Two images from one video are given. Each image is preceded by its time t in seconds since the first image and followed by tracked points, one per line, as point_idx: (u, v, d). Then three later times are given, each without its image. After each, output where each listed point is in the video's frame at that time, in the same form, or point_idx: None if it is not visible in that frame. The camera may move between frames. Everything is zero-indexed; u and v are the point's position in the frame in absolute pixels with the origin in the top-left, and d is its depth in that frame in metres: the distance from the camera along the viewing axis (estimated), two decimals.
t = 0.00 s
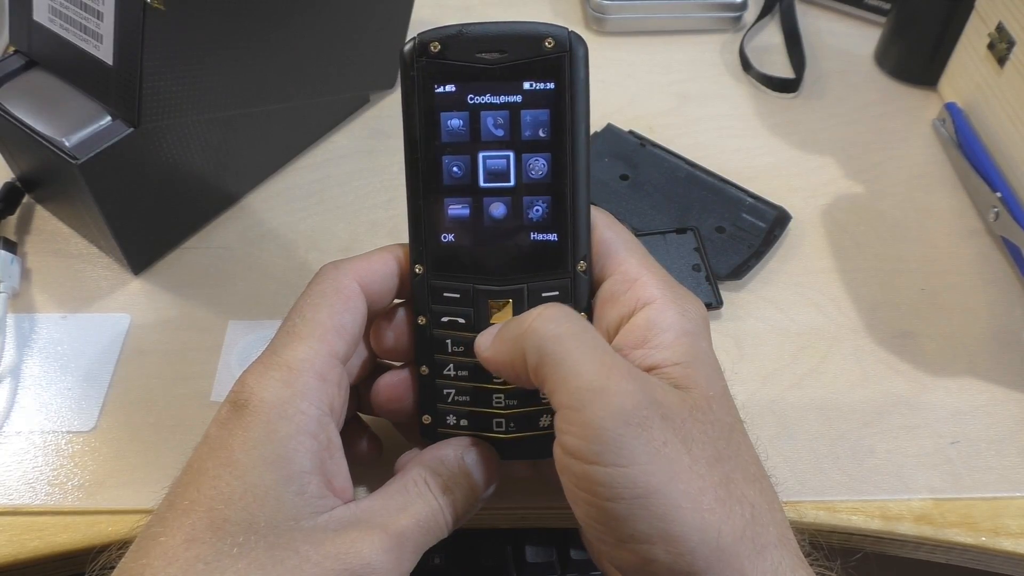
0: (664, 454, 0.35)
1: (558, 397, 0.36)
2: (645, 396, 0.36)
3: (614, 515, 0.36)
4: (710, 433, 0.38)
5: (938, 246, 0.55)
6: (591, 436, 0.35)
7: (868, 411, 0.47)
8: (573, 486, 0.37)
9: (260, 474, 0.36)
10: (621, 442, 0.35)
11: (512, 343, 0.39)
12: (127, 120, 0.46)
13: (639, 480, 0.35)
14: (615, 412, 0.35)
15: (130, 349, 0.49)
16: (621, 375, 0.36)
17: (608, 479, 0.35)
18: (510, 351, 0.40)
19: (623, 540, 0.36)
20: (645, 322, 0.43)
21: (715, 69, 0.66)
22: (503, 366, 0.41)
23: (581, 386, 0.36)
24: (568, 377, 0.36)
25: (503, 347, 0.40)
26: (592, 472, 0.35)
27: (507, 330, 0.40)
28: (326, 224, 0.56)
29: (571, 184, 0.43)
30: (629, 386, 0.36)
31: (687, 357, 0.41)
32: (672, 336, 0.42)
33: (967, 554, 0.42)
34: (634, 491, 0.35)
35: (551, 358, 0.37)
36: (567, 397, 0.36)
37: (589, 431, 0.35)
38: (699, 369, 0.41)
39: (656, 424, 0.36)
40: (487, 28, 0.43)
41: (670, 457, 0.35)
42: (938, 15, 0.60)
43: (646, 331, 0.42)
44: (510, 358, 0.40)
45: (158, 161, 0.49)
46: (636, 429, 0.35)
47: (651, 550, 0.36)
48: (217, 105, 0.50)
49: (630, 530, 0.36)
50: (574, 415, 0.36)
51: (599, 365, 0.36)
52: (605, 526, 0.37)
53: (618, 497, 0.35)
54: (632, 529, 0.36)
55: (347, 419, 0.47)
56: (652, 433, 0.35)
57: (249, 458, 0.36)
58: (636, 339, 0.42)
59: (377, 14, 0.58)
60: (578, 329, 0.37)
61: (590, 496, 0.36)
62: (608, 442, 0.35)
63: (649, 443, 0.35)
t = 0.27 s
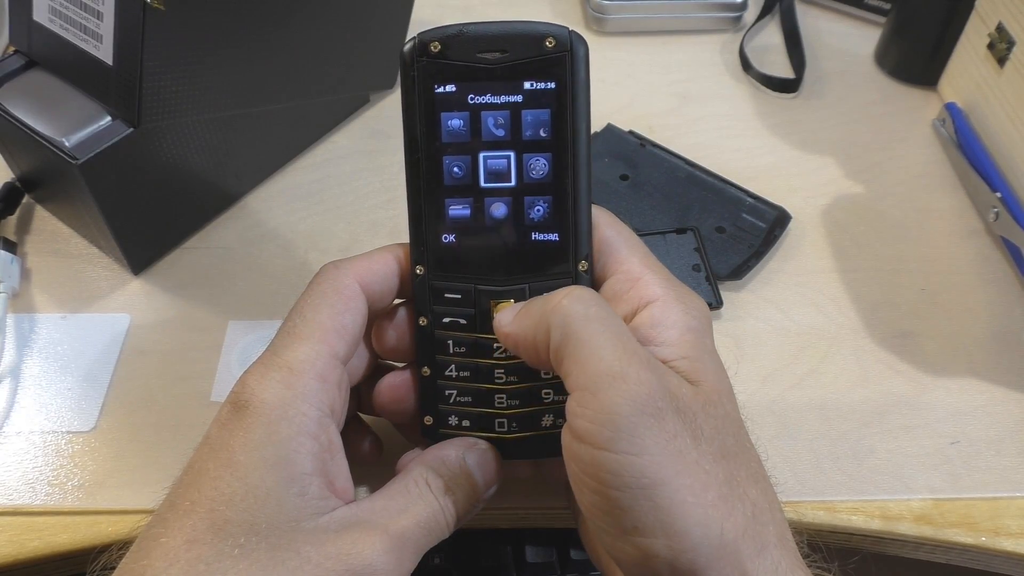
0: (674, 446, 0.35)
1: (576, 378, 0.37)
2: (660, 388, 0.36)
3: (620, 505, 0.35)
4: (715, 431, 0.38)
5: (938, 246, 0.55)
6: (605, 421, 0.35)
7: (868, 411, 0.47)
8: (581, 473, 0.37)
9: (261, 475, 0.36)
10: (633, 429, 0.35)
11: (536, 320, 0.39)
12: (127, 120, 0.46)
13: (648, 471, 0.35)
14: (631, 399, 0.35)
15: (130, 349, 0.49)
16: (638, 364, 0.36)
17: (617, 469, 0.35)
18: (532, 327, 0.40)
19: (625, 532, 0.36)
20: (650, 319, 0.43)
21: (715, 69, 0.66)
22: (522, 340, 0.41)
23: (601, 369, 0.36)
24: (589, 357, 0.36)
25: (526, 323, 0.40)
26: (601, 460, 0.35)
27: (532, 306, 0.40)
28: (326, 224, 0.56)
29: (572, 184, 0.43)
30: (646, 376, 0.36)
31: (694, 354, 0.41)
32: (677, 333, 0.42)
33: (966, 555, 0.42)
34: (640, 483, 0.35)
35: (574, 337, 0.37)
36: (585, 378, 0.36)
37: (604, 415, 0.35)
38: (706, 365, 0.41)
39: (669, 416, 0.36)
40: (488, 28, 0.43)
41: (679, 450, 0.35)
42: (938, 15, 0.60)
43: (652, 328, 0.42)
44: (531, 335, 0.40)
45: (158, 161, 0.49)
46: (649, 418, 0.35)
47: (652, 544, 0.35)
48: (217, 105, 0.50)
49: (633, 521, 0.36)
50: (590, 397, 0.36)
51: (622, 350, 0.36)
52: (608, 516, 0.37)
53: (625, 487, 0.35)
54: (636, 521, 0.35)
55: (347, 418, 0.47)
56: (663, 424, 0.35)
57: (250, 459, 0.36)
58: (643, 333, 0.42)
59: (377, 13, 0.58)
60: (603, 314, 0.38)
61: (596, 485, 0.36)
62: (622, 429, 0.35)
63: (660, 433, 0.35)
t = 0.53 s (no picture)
0: (672, 451, 0.35)
1: (570, 388, 0.36)
2: (655, 393, 0.36)
3: (621, 511, 0.36)
4: (714, 432, 0.38)
5: (938, 246, 0.55)
6: (600, 430, 0.35)
7: (868, 411, 0.47)
8: (580, 480, 0.37)
9: (261, 475, 0.36)
10: (631, 436, 0.35)
11: (525, 331, 0.39)
12: (127, 120, 0.46)
13: (646, 476, 0.35)
14: (626, 406, 0.35)
15: (130, 349, 0.49)
16: (632, 370, 0.36)
17: (615, 476, 0.35)
18: (522, 339, 0.39)
19: (628, 537, 0.36)
20: (649, 320, 0.43)
21: (715, 69, 0.66)
22: (513, 355, 0.41)
23: (594, 379, 0.35)
24: (581, 369, 0.36)
25: (516, 333, 0.40)
26: (600, 468, 0.35)
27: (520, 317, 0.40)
28: (326, 224, 0.56)
29: (571, 185, 0.43)
30: (640, 381, 0.36)
31: (693, 355, 0.41)
32: (676, 335, 0.42)
33: (967, 554, 0.42)
34: (640, 488, 0.35)
35: (565, 349, 0.37)
36: (578, 390, 0.36)
37: (599, 425, 0.35)
38: (705, 367, 0.41)
39: (665, 420, 0.36)
40: (485, 28, 0.42)
41: (677, 454, 0.35)
42: (938, 15, 0.60)
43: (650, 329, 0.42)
44: (521, 345, 0.40)
45: (158, 161, 0.49)
46: (645, 425, 0.35)
47: (655, 548, 0.35)
48: (217, 105, 0.50)
49: (635, 527, 0.36)
50: (585, 408, 0.36)
51: (613, 358, 0.36)
52: (610, 522, 0.37)
53: (624, 493, 0.35)
54: (637, 526, 0.35)
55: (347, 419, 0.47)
56: (660, 429, 0.35)
57: (250, 459, 0.36)
58: (642, 335, 0.42)
59: (376, 13, 0.58)
60: (593, 322, 0.37)
61: (596, 492, 0.36)
62: (619, 437, 0.35)
63: (657, 439, 0.35)
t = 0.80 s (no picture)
0: (664, 451, 0.35)
1: (560, 386, 0.36)
2: (644, 393, 0.36)
3: (611, 510, 0.36)
4: (713, 433, 0.38)
5: (938, 246, 0.55)
6: (591, 430, 0.35)
7: (868, 411, 0.47)
8: (572, 479, 0.37)
9: (262, 476, 0.36)
10: (620, 436, 0.35)
11: (516, 325, 0.39)
12: (127, 120, 0.46)
13: (636, 475, 0.35)
14: (614, 405, 0.35)
15: (130, 349, 0.49)
16: (624, 370, 0.36)
17: (606, 475, 0.35)
18: (513, 331, 0.39)
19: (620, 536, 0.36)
20: (648, 321, 0.43)
21: (715, 69, 0.66)
22: (504, 343, 0.41)
23: (585, 379, 0.35)
24: (572, 368, 0.36)
25: (507, 324, 0.40)
26: (590, 467, 0.35)
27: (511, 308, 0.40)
28: (327, 224, 0.56)
29: (574, 186, 0.43)
30: (631, 381, 0.36)
31: (692, 357, 0.41)
32: (674, 337, 0.42)
33: (966, 554, 0.42)
34: (631, 488, 0.35)
35: (556, 347, 0.37)
36: (568, 389, 0.36)
37: (589, 424, 0.35)
38: (704, 369, 0.41)
39: (656, 421, 0.36)
40: (487, 28, 0.42)
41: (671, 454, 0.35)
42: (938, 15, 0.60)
43: (649, 330, 0.42)
44: (513, 337, 0.40)
45: (158, 161, 0.49)
46: (637, 425, 0.35)
47: (650, 547, 0.36)
48: (217, 105, 0.50)
49: (627, 526, 0.36)
50: (574, 407, 0.36)
51: (605, 359, 0.36)
52: (602, 520, 0.37)
53: (616, 492, 0.35)
54: (628, 525, 0.36)
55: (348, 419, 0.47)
56: (651, 429, 0.35)
57: (251, 460, 0.36)
58: (641, 336, 0.42)
59: (376, 13, 0.58)
60: (585, 321, 0.37)
61: (588, 490, 0.36)
62: (610, 437, 0.35)
63: (648, 438, 0.35)
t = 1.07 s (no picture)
0: (665, 453, 0.35)
1: (559, 386, 0.36)
2: (646, 395, 0.36)
3: (611, 511, 0.36)
4: (713, 434, 0.38)
5: (938, 246, 0.55)
6: (591, 431, 0.35)
7: (868, 411, 0.47)
8: (572, 480, 0.37)
9: (263, 477, 0.36)
10: (621, 437, 0.35)
11: (514, 323, 0.39)
12: (127, 120, 0.46)
13: (639, 477, 0.35)
14: (615, 407, 0.35)
15: (131, 350, 0.49)
16: (624, 371, 0.36)
17: (606, 476, 0.35)
18: (511, 330, 0.39)
19: (620, 538, 0.36)
20: (649, 321, 0.43)
21: (715, 69, 0.66)
22: (502, 341, 0.41)
23: (584, 379, 0.35)
24: (571, 368, 0.36)
25: (505, 323, 0.40)
26: (590, 468, 0.35)
27: (510, 307, 0.40)
28: (327, 224, 0.56)
29: (575, 188, 0.43)
30: (631, 382, 0.36)
31: (693, 357, 0.41)
32: (675, 336, 0.42)
33: (966, 554, 0.42)
34: (632, 489, 0.35)
35: (555, 346, 0.37)
36: (567, 389, 0.36)
37: (590, 425, 0.35)
38: (705, 369, 0.41)
39: (657, 421, 0.36)
40: (486, 29, 0.42)
41: (672, 455, 0.35)
42: (938, 15, 0.60)
43: (650, 330, 0.42)
44: (511, 336, 0.40)
45: (158, 161, 0.49)
46: (637, 426, 0.35)
47: (650, 548, 0.36)
48: (217, 106, 0.50)
49: (627, 527, 0.36)
50: (574, 408, 0.36)
51: (604, 359, 0.36)
52: (602, 521, 0.37)
53: (616, 493, 0.35)
54: (628, 526, 0.36)
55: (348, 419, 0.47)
56: (652, 430, 0.35)
57: (252, 461, 0.36)
58: (642, 336, 0.42)
59: (376, 13, 0.58)
60: (585, 321, 0.37)
61: (587, 491, 0.36)
62: (610, 438, 0.35)
63: (649, 440, 0.35)
